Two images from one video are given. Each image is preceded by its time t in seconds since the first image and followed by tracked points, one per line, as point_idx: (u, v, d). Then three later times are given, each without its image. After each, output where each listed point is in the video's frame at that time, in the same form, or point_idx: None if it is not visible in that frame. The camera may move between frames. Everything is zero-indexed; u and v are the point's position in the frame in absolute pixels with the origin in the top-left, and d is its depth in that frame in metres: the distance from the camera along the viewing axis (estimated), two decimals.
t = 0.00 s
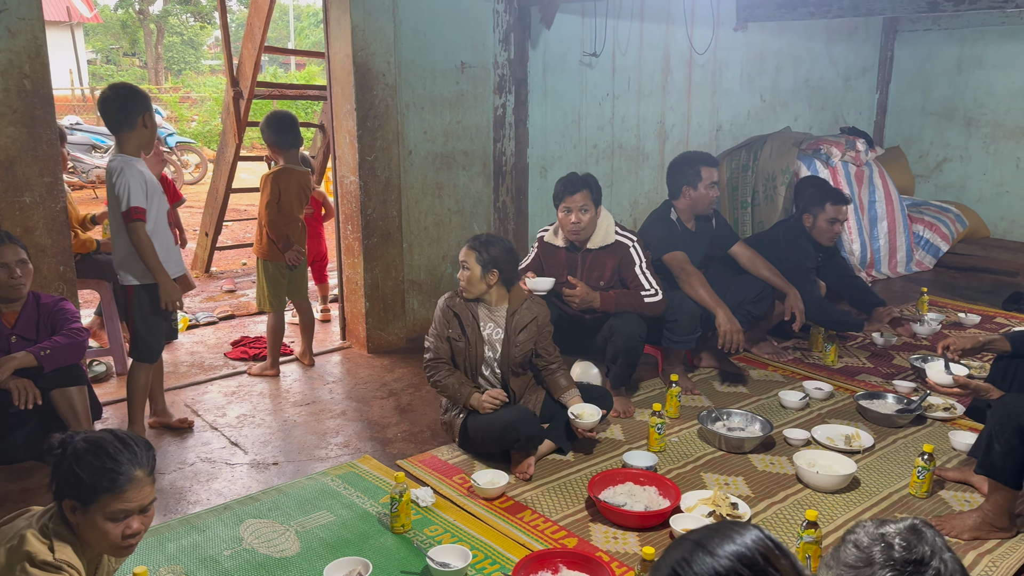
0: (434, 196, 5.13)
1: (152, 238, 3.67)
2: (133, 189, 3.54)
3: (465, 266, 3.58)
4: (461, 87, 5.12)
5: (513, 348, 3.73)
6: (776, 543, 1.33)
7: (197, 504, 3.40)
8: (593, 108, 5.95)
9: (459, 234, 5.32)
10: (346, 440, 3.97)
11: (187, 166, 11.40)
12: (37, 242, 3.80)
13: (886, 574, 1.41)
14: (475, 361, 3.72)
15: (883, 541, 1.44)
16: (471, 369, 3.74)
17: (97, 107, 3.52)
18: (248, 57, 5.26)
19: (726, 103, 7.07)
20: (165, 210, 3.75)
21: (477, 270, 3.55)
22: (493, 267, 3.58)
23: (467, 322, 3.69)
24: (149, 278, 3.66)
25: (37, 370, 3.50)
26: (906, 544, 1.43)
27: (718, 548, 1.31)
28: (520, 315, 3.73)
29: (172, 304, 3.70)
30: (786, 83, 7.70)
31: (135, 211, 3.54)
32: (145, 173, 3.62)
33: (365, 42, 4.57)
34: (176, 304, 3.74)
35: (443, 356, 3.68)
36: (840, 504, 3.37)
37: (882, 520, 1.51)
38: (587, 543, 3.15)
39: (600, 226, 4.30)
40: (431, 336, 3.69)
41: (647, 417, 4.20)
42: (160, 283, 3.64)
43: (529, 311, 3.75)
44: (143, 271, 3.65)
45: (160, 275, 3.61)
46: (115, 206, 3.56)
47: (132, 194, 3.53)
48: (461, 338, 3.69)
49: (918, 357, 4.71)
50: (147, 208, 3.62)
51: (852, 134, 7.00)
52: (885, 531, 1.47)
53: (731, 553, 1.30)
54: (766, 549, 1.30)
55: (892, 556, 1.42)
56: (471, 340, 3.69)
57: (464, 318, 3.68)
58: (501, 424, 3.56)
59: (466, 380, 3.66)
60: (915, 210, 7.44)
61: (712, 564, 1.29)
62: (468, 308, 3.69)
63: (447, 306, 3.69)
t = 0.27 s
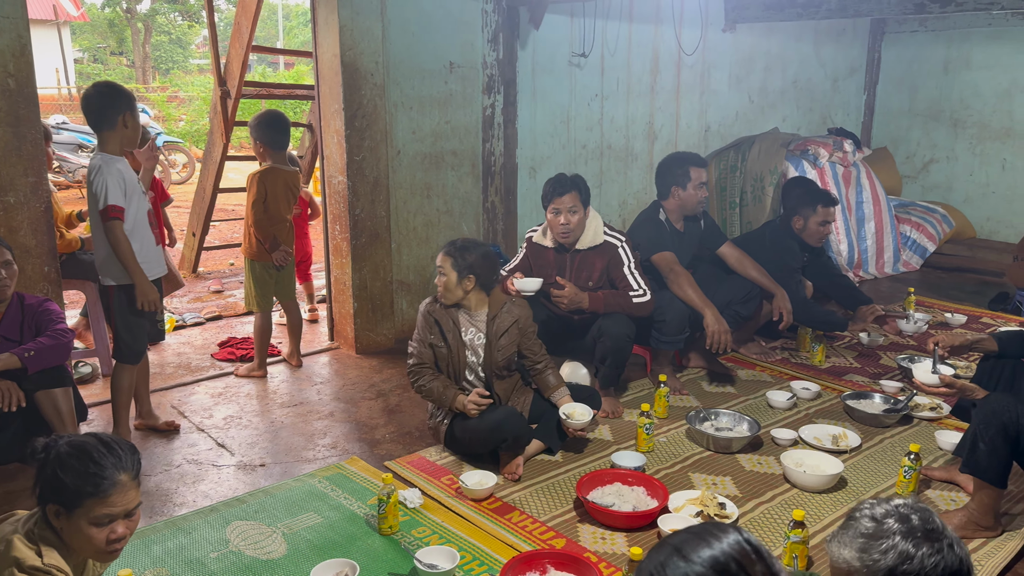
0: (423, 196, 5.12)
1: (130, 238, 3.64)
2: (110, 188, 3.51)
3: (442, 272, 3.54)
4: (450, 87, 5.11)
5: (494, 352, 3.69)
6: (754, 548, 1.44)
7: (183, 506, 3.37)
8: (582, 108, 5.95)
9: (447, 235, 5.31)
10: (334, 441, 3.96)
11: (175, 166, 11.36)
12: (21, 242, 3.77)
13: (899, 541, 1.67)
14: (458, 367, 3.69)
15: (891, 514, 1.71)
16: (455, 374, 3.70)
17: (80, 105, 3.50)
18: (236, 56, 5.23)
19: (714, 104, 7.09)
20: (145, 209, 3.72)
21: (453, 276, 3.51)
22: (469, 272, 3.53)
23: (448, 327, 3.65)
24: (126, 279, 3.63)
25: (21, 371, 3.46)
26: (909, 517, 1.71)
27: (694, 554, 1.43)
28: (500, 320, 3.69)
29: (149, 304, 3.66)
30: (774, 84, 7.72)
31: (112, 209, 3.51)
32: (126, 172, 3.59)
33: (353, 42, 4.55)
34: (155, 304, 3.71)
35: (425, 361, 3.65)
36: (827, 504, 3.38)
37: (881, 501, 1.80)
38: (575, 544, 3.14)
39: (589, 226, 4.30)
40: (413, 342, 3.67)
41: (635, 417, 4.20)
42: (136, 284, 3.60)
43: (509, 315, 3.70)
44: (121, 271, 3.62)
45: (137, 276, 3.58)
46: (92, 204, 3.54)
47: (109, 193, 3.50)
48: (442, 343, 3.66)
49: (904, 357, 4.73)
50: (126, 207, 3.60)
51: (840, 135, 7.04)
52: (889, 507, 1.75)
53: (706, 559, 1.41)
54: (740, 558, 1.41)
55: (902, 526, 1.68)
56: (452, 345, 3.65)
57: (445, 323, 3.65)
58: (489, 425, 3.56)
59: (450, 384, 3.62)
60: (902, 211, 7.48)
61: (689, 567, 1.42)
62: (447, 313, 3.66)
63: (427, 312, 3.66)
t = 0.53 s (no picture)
0: (412, 196, 5.11)
1: (105, 236, 3.61)
2: (81, 187, 3.48)
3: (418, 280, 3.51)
4: (439, 86, 5.10)
5: (477, 356, 3.69)
6: (733, 552, 1.46)
7: (170, 507, 3.36)
8: (571, 108, 5.95)
9: (436, 234, 5.30)
10: (322, 442, 3.95)
11: (162, 165, 11.30)
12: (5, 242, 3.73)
13: (908, 533, 1.68)
14: (443, 371, 3.69)
15: (897, 510, 1.72)
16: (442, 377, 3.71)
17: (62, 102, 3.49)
18: (223, 55, 5.21)
19: (702, 104, 7.11)
20: (123, 208, 3.69)
21: (430, 283, 3.49)
22: (446, 279, 3.49)
23: (430, 333, 3.64)
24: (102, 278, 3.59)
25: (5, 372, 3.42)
26: (913, 513, 1.72)
27: (666, 552, 1.48)
28: (481, 324, 3.67)
29: (127, 303, 3.60)
30: (762, 84, 7.75)
31: (83, 207, 3.49)
32: (101, 170, 3.56)
33: (341, 41, 4.54)
34: (133, 303, 3.65)
35: (411, 365, 3.64)
36: (814, 503, 3.39)
37: (880, 497, 1.81)
38: (563, 543, 3.15)
39: (577, 226, 4.30)
40: (397, 348, 3.67)
41: (624, 417, 4.21)
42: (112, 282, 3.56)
43: (490, 319, 3.69)
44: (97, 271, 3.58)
45: (111, 274, 3.53)
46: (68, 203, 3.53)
47: (80, 191, 3.47)
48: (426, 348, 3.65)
49: (891, 356, 4.76)
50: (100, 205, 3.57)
51: (828, 135, 7.07)
52: (892, 502, 1.76)
53: (676, 559, 1.46)
54: (712, 559, 1.44)
55: (908, 521, 1.69)
56: (435, 350, 3.65)
57: (426, 329, 3.63)
58: (478, 428, 3.56)
59: (438, 389, 3.62)
60: (889, 211, 7.52)
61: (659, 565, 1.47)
62: (428, 319, 3.64)
63: (408, 318, 3.65)
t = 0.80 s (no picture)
0: (400, 195, 5.10)
1: (77, 239, 3.56)
2: (49, 189, 3.43)
3: (409, 280, 3.51)
4: (427, 85, 5.09)
5: (467, 357, 3.70)
6: (715, 552, 1.47)
7: (156, 508, 3.34)
8: (559, 107, 5.96)
9: (425, 234, 5.29)
10: (309, 442, 3.93)
11: (148, 164, 11.24)
12: None
13: (905, 532, 1.68)
14: (433, 372, 3.69)
15: (893, 510, 1.72)
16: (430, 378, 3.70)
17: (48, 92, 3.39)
18: (210, 53, 5.18)
19: (690, 104, 7.13)
20: (99, 209, 3.63)
21: (420, 284, 3.48)
22: (436, 281, 3.48)
23: (419, 334, 3.64)
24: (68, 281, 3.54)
25: None
26: (908, 513, 1.73)
27: (650, 550, 1.49)
28: (471, 325, 3.68)
29: (90, 307, 3.53)
30: (749, 83, 7.78)
31: (52, 210, 3.43)
32: (74, 173, 3.51)
33: (328, 40, 4.52)
34: (99, 306, 3.57)
35: (401, 366, 3.63)
36: (801, 500, 3.41)
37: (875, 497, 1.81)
38: (552, 542, 3.15)
39: (566, 226, 4.31)
40: (386, 349, 3.65)
41: (612, 416, 4.22)
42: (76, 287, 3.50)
43: (480, 320, 3.70)
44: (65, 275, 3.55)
45: (76, 276, 3.48)
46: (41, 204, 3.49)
47: (48, 193, 3.43)
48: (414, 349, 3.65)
49: (877, 355, 4.79)
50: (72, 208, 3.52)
51: (815, 134, 7.11)
52: (886, 501, 1.76)
53: (659, 559, 1.47)
54: (692, 560, 1.45)
55: (904, 521, 1.70)
56: (425, 350, 3.65)
57: (416, 329, 3.63)
58: (466, 428, 3.55)
59: (427, 389, 3.61)
60: (875, 210, 7.56)
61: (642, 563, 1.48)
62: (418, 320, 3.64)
63: (398, 318, 3.64)
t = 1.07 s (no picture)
0: (387, 194, 5.09)
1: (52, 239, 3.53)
2: (26, 186, 3.42)
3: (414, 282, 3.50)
4: (413, 83, 5.08)
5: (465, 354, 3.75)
6: (702, 552, 1.47)
7: (141, 509, 3.31)
8: (546, 106, 5.95)
9: (412, 233, 5.28)
10: (295, 442, 3.92)
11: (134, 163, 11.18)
12: None
13: (877, 534, 1.68)
14: (430, 373, 3.70)
15: (866, 513, 1.72)
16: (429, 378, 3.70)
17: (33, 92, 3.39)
18: (195, 51, 5.14)
19: (677, 102, 7.14)
20: (79, 209, 3.59)
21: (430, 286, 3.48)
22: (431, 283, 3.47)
23: (418, 331, 3.65)
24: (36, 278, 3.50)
25: None
26: (882, 516, 1.73)
27: (633, 551, 1.49)
28: (469, 321, 3.74)
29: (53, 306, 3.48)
30: (736, 82, 7.80)
31: (27, 207, 3.41)
32: (53, 171, 3.48)
33: (314, 37, 4.50)
34: (62, 305, 3.53)
35: (397, 369, 3.62)
36: (787, 498, 3.42)
37: (850, 498, 1.81)
38: (538, 541, 3.15)
39: (553, 225, 4.31)
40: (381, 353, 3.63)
41: (600, 414, 4.22)
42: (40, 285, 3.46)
43: (478, 316, 3.75)
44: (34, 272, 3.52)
45: (41, 274, 3.44)
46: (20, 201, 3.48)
47: (24, 190, 3.41)
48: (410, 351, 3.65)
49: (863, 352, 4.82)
50: (48, 206, 3.48)
51: (801, 133, 7.14)
52: (861, 504, 1.77)
53: (643, 560, 1.47)
54: (677, 560, 1.45)
55: (877, 524, 1.70)
56: (426, 348, 3.65)
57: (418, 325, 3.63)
58: (455, 426, 3.54)
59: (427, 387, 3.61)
60: (861, 208, 7.61)
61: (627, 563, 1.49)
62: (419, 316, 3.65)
63: (397, 323, 3.62)
